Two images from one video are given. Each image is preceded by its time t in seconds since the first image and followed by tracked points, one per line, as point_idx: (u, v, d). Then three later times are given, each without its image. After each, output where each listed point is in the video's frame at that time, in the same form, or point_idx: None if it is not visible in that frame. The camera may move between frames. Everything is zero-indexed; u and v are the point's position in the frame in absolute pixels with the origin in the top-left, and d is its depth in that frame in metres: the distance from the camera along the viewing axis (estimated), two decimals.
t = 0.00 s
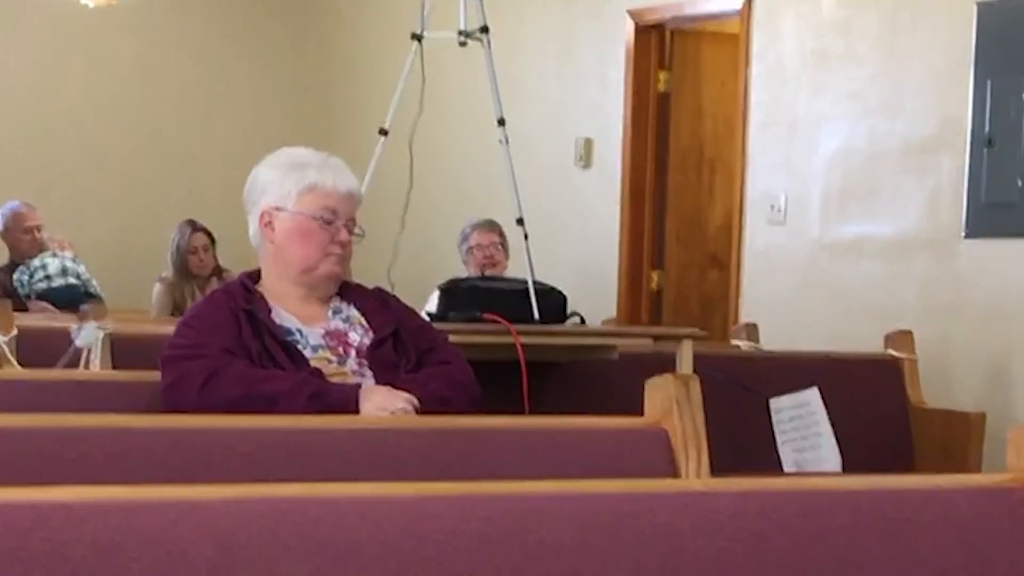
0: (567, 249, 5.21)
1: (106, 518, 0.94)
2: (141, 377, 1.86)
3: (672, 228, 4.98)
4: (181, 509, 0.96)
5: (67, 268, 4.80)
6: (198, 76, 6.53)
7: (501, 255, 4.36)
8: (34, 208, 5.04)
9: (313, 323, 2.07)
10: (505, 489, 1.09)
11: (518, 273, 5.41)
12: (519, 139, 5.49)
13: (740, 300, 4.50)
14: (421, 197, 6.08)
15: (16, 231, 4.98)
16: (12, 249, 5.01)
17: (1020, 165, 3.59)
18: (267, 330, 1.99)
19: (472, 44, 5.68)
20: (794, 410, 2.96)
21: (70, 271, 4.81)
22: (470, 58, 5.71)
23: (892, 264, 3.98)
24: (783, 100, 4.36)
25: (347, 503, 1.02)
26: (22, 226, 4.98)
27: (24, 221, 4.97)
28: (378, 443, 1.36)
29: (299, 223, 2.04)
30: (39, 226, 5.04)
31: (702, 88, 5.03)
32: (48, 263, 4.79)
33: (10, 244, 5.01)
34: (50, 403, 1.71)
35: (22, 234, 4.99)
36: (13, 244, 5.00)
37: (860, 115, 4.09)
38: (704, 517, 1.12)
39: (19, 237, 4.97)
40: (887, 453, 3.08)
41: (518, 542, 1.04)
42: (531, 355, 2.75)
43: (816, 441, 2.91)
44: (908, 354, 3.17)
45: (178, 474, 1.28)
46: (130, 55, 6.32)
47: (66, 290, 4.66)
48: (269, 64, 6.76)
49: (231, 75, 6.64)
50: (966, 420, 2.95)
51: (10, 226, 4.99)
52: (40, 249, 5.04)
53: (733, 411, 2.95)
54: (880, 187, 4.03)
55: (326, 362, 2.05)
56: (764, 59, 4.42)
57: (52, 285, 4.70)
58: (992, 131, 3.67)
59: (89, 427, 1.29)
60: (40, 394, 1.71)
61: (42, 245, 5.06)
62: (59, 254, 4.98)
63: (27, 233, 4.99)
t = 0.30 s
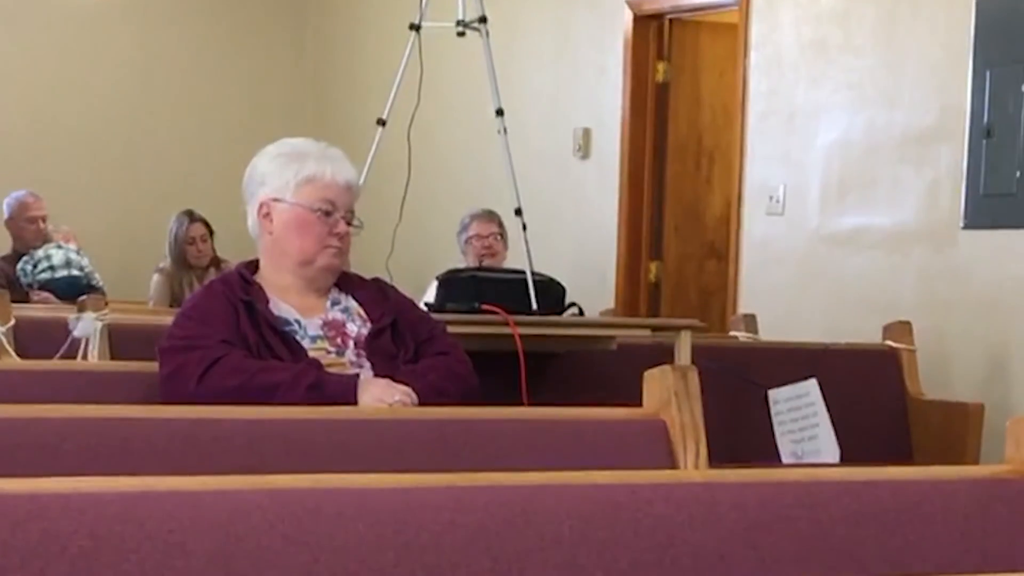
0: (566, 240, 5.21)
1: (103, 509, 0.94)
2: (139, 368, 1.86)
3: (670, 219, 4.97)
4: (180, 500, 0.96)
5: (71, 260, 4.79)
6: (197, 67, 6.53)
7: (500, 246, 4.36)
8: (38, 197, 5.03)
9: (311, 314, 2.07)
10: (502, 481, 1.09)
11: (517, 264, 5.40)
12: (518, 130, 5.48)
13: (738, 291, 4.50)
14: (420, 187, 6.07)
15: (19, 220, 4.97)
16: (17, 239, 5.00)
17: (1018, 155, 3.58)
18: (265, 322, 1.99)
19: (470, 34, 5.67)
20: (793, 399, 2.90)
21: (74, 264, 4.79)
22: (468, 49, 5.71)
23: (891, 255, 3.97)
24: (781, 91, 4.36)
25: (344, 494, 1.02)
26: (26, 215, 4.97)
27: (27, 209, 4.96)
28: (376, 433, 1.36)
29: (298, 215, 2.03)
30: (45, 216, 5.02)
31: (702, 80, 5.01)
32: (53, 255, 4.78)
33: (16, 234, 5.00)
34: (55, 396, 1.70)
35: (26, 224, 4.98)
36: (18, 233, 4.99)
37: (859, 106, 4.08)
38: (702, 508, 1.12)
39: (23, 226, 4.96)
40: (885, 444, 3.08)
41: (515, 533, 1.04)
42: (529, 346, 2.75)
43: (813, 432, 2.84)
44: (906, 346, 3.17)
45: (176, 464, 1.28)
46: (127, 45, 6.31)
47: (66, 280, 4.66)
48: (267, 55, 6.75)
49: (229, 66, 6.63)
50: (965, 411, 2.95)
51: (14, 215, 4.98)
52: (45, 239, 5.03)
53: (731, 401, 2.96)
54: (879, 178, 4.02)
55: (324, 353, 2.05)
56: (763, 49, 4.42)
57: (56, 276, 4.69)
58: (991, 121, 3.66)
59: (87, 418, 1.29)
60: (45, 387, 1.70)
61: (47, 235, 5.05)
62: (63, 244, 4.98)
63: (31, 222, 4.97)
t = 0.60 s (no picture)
0: (570, 233, 5.20)
1: (107, 502, 0.94)
2: (141, 361, 1.86)
3: (673, 212, 4.97)
4: (184, 494, 0.96)
5: (71, 253, 4.79)
6: (199, 60, 6.53)
7: (504, 238, 4.35)
8: (39, 192, 5.03)
9: (314, 309, 2.07)
10: (506, 474, 1.09)
11: (519, 257, 5.40)
12: (520, 122, 5.49)
13: (741, 283, 4.51)
14: (422, 181, 6.08)
15: (21, 215, 4.98)
16: (17, 232, 5.01)
17: (1022, 148, 3.57)
18: (267, 315, 1.99)
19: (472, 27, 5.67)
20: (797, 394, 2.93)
21: (75, 257, 4.79)
22: (470, 42, 5.70)
23: (894, 247, 3.96)
24: (783, 84, 4.35)
25: (347, 487, 1.02)
26: (26, 209, 4.98)
27: (29, 204, 4.96)
28: (379, 427, 1.36)
29: (305, 212, 2.03)
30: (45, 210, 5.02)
31: (704, 74, 5.01)
32: (53, 249, 4.78)
33: (16, 228, 5.01)
34: (56, 390, 1.70)
35: (26, 218, 4.99)
36: (18, 226, 5.00)
37: (861, 99, 4.08)
38: (704, 501, 1.12)
39: (23, 220, 4.97)
40: (889, 437, 3.08)
41: (517, 526, 1.04)
42: (532, 339, 2.74)
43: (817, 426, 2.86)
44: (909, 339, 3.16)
45: (179, 458, 1.28)
46: (129, 38, 6.32)
47: (69, 274, 4.65)
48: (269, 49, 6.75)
49: (231, 61, 6.63)
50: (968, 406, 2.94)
51: (15, 209, 4.99)
52: (46, 233, 5.03)
53: (733, 394, 2.96)
54: (880, 171, 4.02)
55: (327, 347, 2.05)
56: (765, 42, 4.42)
57: (57, 270, 4.68)
58: (994, 114, 3.65)
59: (90, 411, 1.29)
60: (46, 381, 1.70)
61: (48, 229, 5.05)
62: (63, 238, 4.98)
63: (32, 217, 4.98)
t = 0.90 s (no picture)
0: (574, 230, 5.20)
1: (111, 498, 0.94)
2: (145, 359, 1.86)
3: (677, 208, 4.96)
4: (187, 490, 0.96)
5: (69, 250, 4.78)
6: (202, 57, 6.53)
7: (507, 235, 4.35)
8: (34, 189, 5.02)
9: (318, 305, 2.07)
10: (509, 470, 1.09)
11: (522, 253, 5.40)
12: (522, 119, 5.49)
13: (745, 279, 4.52)
14: (425, 177, 6.08)
15: (17, 214, 4.97)
16: (16, 232, 5.01)
17: None
18: (271, 311, 1.99)
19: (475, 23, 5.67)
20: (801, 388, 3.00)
21: (73, 252, 4.78)
22: (472, 39, 5.70)
23: (898, 242, 3.96)
24: (787, 79, 4.36)
25: (351, 484, 1.02)
26: (23, 208, 4.97)
27: (24, 202, 4.96)
28: (383, 423, 1.35)
29: (308, 208, 2.03)
30: (40, 207, 5.02)
31: (707, 69, 5.01)
32: (51, 246, 4.78)
33: (13, 227, 5.00)
34: (59, 387, 1.69)
35: (22, 216, 4.98)
36: (16, 226, 5.00)
37: (864, 94, 4.08)
38: (709, 496, 1.12)
39: (20, 220, 4.97)
40: (896, 432, 3.07)
41: (522, 520, 1.04)
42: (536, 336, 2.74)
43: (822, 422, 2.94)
44: (915, 334, 3.17)
45: (183, 455, 1.28)
46: (132, 35, 6.32)
47: (70, 272, 4.65)
48: (271, 45, 6.75)
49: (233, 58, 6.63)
50: (971, 398, 2.95)
51: (11, 208, 4.98)
52: (42, 230, 5.03)
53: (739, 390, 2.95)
54: (883, 166, 4.02)
55: (331, 343, 2.05)
56: (768, 37, 4.42)
57: (56, 268, 4.65)
58: (999, 108, 3.63)
59: (93, 408, 1.28)
60: (49, 378, 1.69)
61: (45, 226, 5.04)
62: (62, 235, 4.97)
63: (27, 214, 4.97)
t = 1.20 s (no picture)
0: (576, 227, 5.20)
1: (112, 496, 0.94)
2: (146, 356, 1.86)
3: (680, 204, 4.96)
4: (189, 488, 0.97)
5: (68, 248, 4.79)
6: (204, 55, 6.53)
7: (509, 232, 4.35)
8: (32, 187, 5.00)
9: (320, 301, 2.07)
10: (511, 467, 1.09)
11: (525, 250, 5.41)
12: (525, 116, 5.50)
13: (747, 274, 4.54)
14: (427, 174, 6.08)
15: (15, 212, 4.95)
16: (15, 231, 5.01)
17: None
18: (274, 309, 1.99)
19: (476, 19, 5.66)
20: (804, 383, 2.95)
21: (72, 250, 4.81)
22: (474, 35, 5.70)
23: (900, 238, 3.94)
24: (790, 74, 4.36)
25: (353, 480, 1.02)
26: (22, 207, 4.95)
27: (22, 201, 4.94)
28: (385, 421, 1.35)
29: (308, 202, 2.03)
30: (39, 206, 5.00)
31: (709, 65, 5.00)
32: (50, 244, 4.79)
33: (12, 225, 5.00)
34: (61, 386, 1.69)
35: (21, 215, 4.97)
36: (15, 225, 5.00)
37: (866, 90, 4.07)
38: (710, 492, 1.12)
39: (19, 219, 4.95)
40: (899, 428, 3.07)
41: (524, 517, 1.04)
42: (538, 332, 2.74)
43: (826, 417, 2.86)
44: (916, 329, 3.16)
45: (185, 452, 1.28)
46: (132, 33, 6.32)
47: (71, 271, 4.66)
48: (273, 42, 6.75)
49: (236, 56, 6.63)
50: (975, 395, 2.94)
51: (9, 207, 4.96)
52: (42, 229, 5.02)
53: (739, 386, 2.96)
54: (886, 161, 4.00)
55: (333, 340, 2.05)
56: (772, 32, 4.43)
57: (56, 267, 4.67)
58: (1001, 103, 3.59)
59: (95, 405, 1.29)
60: (50, 375, 1.69)
61: (44, 225, 5.04)
62: (63, 234, 4.98)
63: (26, 213, 4.96)
